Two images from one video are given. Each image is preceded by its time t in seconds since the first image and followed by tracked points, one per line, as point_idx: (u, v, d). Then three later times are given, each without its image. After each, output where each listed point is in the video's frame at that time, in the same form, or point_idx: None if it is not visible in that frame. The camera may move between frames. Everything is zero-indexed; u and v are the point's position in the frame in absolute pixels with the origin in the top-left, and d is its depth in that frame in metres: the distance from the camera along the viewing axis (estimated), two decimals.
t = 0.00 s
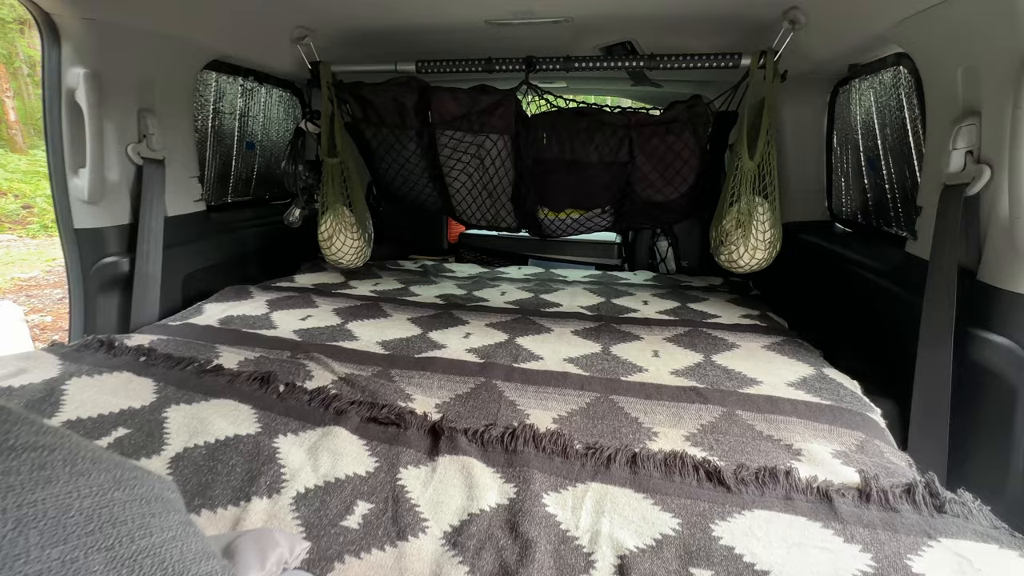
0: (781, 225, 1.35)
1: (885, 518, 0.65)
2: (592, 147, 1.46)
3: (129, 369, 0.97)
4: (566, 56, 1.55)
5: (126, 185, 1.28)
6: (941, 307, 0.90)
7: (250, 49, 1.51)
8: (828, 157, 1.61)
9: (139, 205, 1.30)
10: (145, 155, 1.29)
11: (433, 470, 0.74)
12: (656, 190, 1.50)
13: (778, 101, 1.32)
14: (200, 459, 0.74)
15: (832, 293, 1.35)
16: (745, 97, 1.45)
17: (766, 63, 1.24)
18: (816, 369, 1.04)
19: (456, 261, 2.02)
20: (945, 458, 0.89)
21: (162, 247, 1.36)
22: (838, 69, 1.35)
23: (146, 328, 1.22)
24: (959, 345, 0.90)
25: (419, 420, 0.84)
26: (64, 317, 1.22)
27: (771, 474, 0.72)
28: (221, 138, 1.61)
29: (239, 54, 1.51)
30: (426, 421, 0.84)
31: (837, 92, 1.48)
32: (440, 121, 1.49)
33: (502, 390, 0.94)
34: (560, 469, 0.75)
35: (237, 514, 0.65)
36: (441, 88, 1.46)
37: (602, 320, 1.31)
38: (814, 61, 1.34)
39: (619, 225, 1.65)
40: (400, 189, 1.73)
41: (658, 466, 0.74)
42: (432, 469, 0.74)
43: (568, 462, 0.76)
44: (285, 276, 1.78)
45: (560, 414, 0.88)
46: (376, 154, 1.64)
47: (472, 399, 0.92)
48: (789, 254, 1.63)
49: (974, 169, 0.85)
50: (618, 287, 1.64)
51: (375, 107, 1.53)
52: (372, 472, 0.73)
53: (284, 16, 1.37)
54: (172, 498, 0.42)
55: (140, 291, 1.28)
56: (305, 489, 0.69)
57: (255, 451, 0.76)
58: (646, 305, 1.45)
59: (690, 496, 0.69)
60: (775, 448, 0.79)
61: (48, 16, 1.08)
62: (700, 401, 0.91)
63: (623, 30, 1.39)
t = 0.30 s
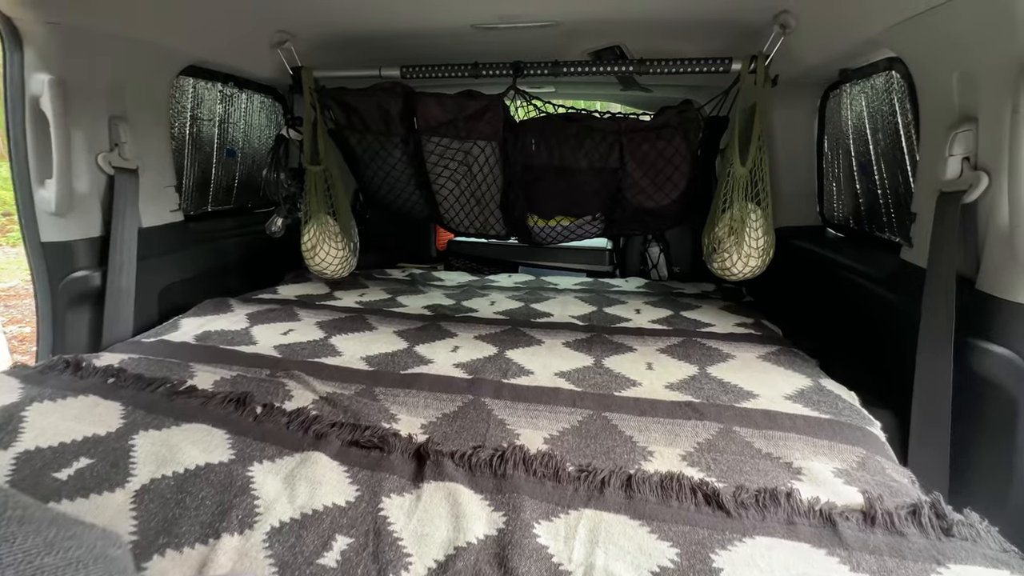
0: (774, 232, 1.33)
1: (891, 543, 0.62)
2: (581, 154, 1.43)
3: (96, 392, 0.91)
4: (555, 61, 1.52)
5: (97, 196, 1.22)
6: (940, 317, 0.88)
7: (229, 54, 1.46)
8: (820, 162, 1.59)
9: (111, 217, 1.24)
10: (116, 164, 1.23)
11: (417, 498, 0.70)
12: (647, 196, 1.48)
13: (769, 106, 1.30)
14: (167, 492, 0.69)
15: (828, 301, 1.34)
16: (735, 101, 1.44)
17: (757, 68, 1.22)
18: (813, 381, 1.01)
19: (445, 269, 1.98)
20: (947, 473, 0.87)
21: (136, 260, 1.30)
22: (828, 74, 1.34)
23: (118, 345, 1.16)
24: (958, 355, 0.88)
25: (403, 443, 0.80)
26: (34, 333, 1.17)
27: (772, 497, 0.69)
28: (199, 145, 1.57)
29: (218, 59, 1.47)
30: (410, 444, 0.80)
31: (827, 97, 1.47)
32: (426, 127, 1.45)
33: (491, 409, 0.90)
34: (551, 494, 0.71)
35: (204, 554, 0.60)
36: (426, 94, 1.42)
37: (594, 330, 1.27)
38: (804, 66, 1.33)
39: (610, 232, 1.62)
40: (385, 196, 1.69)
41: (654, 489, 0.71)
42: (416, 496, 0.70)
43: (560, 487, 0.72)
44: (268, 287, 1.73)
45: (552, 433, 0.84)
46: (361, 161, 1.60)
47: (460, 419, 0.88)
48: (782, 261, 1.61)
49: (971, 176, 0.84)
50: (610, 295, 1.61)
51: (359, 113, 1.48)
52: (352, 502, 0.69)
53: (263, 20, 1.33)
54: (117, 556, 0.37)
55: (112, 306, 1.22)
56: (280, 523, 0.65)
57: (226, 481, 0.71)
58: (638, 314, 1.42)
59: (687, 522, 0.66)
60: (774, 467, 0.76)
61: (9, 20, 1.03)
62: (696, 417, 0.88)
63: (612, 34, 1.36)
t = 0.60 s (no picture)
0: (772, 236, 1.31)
1: (904, 564, 0.59)
2: (575, 158, 1.40)
3: (71, 412, 0.87)
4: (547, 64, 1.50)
5: (75, 206, 1.19)
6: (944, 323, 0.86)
7: (215, 59, 1.43)
8: (816, 164, 1.58)
9: (91, 227, 1.20)
10: (96, 173, 1.21)
11: (407, 521, 0.67)
12: (643, 200, 1.45)
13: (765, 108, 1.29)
14: (141, 520, 0.65)
15: (828, 305, 1.32)
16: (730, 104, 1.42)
17: (752, 70, 1.20)
18: (815, 389, 0.98)
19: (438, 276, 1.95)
20: (955, 483, 0.84)
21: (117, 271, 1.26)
22: (823, 75, 1.32)
23: (98, 360, 1.12)
24: (964, 362, 0.86)
25: (392, 462, 0.77)
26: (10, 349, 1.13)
27: (777, 515, 0.66)
28: (185, 153, 1.54)
29: (202, 64, 1.43)
30: (400, 463, 0.77)
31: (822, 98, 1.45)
32: (417, 132, 1.43)
33: (485, 424, 0.87)
34: (547, 515, 0.68)
35: None
36: (416, 99, 1.39)
37: (590, 339, 1.25)
38: (799, 68, 1.31)
39: (606, 237, 1.59)
40: (376, 203, 1.66)
41: (655, 508, 0.68)
42: (405, 520, 0.67)
43: (556, 507, 0.69)
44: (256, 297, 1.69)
45: (547, 449, 0.81)
46: (351, 167, 1.57)
47: (452, 435, 0.85)
48: (780, 265, 1.60)
49: (974, 178, 0.82)
50: (606, 301, 1.59)
51: (348, 119, 1.45)
52: (338, 528, 0.65)
53: (249, 24, 1.30)
54: None
55: (92, 319, 1.18)
56: (261, 552, 0.61)
57: (205, 507, 0.67)
58: (635, 321, 1.39)
59: (690, 544, 0.63)
60: (778, 481, 0.73)
61: None
62: (696, 430, 0.85)
63: (604, 37, 1.34)
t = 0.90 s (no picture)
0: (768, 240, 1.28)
1: None
2: (566, 161, 1.36)
3: (30, 436, 0.82)
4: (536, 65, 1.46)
5: (40, 214, 1.13)
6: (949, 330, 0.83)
7: (192, 60, 1.38)
8: (810, 166, 1.55)
9: (59, 236, 1.14)
10: (64, 179, 1.14)
11: (390, 552, 0.62)
12: (637, 204, 1.42)
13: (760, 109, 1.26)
14: (99, 557, 0.60)
15: (826, 309, 1.29)
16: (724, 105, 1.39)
17: (747, 70, 1.18)
18: (817, 399, 0.95)
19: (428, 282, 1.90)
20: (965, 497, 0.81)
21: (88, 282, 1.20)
22: (819, 75, 1.30)
23: (66, 377, 1.06)
24: (970, 370, 0.83)
25: (376, 486, 0.72)
26: None
27: (785, 539, 0.62)
28: (162, 157, 1.49)
29: (178, 66, 1.38)
30: (384, 487, 0.72)
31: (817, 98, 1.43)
32: (404, 135, 1.38)
33: (474, 443, 0.82)
34: (541, 542, 0.63)
35: None
36: (402, 100, 1.35)
37: (584, 347, 1.21)
38: (793, 68, 1.28)
39: (599, 241, 1.56)
40: (362, 208, 1.61)
41: (655, 533, 0.64)
42: (388, 550, 0.62)
43: (551, 533, 0.64)
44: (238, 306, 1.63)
45: (541, 468, 0.77)
46: (335, 171, 1.52)
47: (440, 455, 0.80)
48: (775, 268, 1.57)
49: (979, 180, 0.79)
50: (599, 307, 1.55)
51: (332, 121, 1.41)
52: (315, 561, 0.61)
53: (227, 24, 1.25)
54: None
55: (60, 333, 1.12)
56: None
57: (170, 541, 0.62)
58: (630, 327, 1.36)
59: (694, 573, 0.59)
60: (783, 500, 0.70)
61: None
62: (697, 445, 0.81)
63: (595, 37, 1.31)
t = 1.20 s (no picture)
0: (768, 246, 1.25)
1: None
2: (560, 165, 1.32)
3: None
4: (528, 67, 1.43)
5: (6, 225, 1.07)
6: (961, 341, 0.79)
7: (171, 63, 1.33)
8: (808, 168, 1.52)
9: (27, 248, 1.09)
10: (32, 188, 1.09)
11: None
12: (633, 209, 1.38)
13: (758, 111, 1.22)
14: None
15: (828, 317, 1.25)
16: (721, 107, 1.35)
17: (745, 70, 1.14)
18: (823, 413, 0.91)
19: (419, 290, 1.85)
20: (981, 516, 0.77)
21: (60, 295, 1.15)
22: (817, 76, 1.27)
23: (34, 397, 1.01)
24: (984, 382, 0.79)
25: (358, 516, 0.67)
26: None
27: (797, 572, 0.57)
28: (140, 164, 1.44)
29: (156, 69, 1.33)
30: (367, 518, 0.67)
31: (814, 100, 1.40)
32: (392, 140, 1.34)
33: (465, 466, 0.78)
34: None
35: None
36: (390, 104, 1.31)
37: (580, 359, 1.16)
38: (791, 70, 1.25)
39: (594, 247, 1.51)
40: (350, 215, 1.56)
41: (658, 566, 0.59)
42: None
43: (546, 567, 0.60)
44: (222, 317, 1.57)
45: (535, 493, 0.72)
46: (322, 177, 1.47)
47: (428, 479, 0.75)
48: (774, 273, 1.54)
49: (991, 184, 0.76)
50: (595, 315, 1.51)
51: (317, 126, 1.36)
52: None
53: (206, 25, 1.20)
54: None
55: (28, 350, 1.06)
56: None
57: None
58: (627, 337, 1.31)
59: None
60: (793, 526, 0.65)
61: None
62: (700, 465, 0.77)
63: (587, 38, 1.27)
